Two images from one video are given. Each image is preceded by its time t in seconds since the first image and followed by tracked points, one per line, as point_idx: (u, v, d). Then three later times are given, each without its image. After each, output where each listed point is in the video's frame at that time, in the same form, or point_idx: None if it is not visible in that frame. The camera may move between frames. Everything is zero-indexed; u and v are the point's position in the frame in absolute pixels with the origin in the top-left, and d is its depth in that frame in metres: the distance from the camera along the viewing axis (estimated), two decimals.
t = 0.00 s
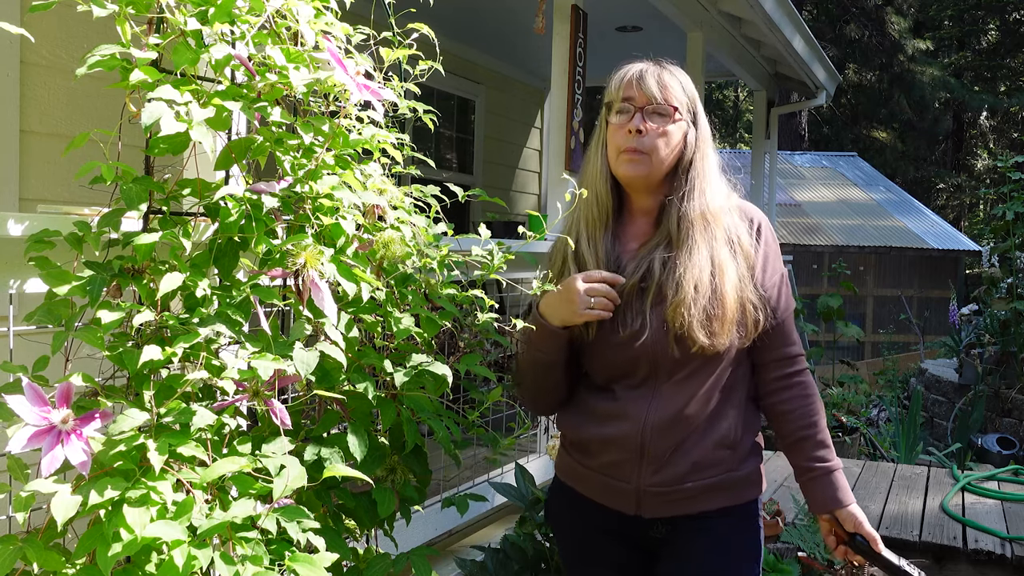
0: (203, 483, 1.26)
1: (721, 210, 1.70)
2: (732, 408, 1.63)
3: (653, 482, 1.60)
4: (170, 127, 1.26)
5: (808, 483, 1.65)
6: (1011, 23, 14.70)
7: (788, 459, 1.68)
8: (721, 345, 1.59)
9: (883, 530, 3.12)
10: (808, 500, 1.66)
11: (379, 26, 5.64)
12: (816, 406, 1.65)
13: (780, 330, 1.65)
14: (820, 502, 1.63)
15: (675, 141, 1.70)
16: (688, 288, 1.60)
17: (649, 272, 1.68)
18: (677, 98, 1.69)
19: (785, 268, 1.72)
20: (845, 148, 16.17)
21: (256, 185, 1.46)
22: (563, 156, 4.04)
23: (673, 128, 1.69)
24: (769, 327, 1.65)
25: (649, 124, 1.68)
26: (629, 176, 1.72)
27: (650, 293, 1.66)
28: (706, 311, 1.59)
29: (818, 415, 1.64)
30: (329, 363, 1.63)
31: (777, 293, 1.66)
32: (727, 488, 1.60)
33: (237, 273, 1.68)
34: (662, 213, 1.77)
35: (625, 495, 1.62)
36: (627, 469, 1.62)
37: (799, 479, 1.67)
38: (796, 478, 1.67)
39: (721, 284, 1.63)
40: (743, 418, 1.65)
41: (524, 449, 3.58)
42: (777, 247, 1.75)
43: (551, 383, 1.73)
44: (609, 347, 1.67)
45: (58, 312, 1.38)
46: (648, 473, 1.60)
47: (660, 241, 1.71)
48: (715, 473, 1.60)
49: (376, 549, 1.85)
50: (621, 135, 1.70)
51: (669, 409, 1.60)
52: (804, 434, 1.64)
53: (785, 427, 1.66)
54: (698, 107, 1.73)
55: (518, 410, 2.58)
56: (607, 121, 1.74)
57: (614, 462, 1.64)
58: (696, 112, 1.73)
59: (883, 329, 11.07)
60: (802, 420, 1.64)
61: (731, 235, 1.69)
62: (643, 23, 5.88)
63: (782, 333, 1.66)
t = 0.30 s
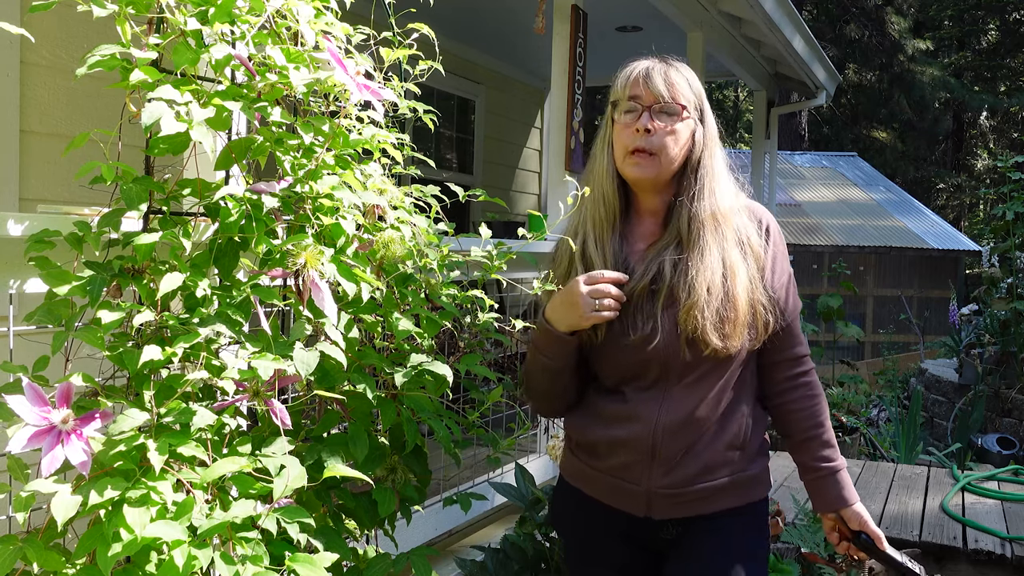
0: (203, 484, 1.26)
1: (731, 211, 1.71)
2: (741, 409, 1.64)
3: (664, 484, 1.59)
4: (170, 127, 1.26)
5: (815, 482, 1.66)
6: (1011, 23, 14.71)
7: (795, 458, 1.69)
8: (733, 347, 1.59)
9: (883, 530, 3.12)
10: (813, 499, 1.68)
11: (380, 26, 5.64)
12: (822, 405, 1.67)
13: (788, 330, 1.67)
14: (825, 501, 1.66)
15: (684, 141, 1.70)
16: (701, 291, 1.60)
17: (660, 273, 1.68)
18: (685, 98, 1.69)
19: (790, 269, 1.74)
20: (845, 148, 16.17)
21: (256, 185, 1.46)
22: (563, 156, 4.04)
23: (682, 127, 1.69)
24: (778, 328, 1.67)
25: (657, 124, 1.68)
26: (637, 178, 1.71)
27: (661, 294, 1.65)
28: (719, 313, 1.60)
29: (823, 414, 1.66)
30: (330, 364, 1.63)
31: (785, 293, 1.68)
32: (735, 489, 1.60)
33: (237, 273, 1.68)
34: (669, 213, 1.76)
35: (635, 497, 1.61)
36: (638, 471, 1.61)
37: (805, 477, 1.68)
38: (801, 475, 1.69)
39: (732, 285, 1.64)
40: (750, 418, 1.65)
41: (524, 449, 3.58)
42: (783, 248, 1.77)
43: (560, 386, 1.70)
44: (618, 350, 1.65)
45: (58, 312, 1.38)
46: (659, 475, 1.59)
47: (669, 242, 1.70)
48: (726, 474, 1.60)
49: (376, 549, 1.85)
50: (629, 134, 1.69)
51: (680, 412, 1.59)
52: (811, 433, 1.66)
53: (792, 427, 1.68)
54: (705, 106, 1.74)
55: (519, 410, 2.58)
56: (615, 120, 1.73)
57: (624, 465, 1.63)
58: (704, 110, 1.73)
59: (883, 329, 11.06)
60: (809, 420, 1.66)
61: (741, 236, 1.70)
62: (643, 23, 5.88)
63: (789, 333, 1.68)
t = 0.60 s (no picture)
0: (203, 483, 1.26)
1: (742, 214, 1.72)
2: (750, 410, 1.64)
3: (674, 487, 1.59)
4: (170, 127, 1.26)
5: (823, 482, 1.67)
6: (1011, 23, 14.73)
7: (802, 459, 1.70)
8: (746, 350, 1.60)
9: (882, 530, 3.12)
10: (821, 499, 1.68)
11: (380, 26, 5.64)
12: (829, 406, 1.68)
13: (798, 333, 1.68)
14: (833, 501, 1.66)
15: (697, 143, 1.70)
16: (716, 296, 1.60)
17: (672, 277, 1.67)
18: (697, 100, 1.69)
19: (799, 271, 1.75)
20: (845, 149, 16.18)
21: (256, 185, 1.47)
22: (563, 156, 4.04)
23: (695, 130, 1.70)
24: (789, 331, 1.67)
25: (669, 127, 1.68)
26: (649, 180, 1.71)
27: (672, 297, 1.65)
28: (733, 316, 1.60)
29: (831, 415, 1.67)
30: (329, 363, 1.63)
31: (795, 296, 1.69)
32: (744, 490, 1.61)
33: (237, 273, 1.68)
34: (679, 215, 1.76)
35: (645, 500, 1.61)
36: (648, 473, 1.61)
37: (813, 477, 1.69)
38: (809, 476, 1.70)
39: (745, 290, 1.64)
40: (759, 419, 1.66)
41: (524, 449, 3.58)
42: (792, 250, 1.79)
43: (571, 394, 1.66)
44: (630, 354, 1.63)
45: (58, 312, 1.38)
46: (669, 478, 1.59)
47: (681, 244, 1.70)
48: (736, 476, 1.60)
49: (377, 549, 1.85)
50: (642, 135, 1.70)
51: (691, 414, 1.59)
52: (819, 434, 1.66)
53: (800, 428, 1.68)
54: (716, 108, 1.74)
55: (519, 410, 2.58)
56: (627, 121, 1.73)
57: (635, 467, 1.62)
58: (715, 111, 1.74)
59: (883, 329, 11.05)
60: (816, 420, 1.67)
61: (751, 239, 1.71)
62: (644, 23, 5.88)
63: (799, 335, 1.68)
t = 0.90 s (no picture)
0: (203, 483, 1.26)
1: (746, 214, 1.72)
2: (754, 411, 1.64)
3: (678, 488, 1.59)
4: (169, 127, 1.26)
5: (826, 483, 1.67)
6: (1011, 24, 14.74)
7: (805, 460, 1.70)
8: (751, 351, 1.60)
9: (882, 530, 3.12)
10: (823, 500, 1.69)
11: (379, 26, 5.64)
12: (832, 406, 1.68)
13: (803, 333, 1.68)
14: (836, 502, 1.66)
15: (700, 144, 1.70)
16: (721, 297, 1.60)
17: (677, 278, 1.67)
18: (700, 100, 1.69)
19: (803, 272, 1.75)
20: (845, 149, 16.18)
21: (256, 185, 1.47)
22: (564, 156, 4.04)
23: (699, 130, 1.69)
24: (793, 331, 1.68)
25: (673, 128, 1.68)
26: (653, 181, 1.71)
27: (677, 298, 1.65)
28: (737, 318, 1.60)
29: (834, 416, 1.67)
30: (329, 363, 1.63)
31: (798, 296, 1.70)
32: (747, 491, 1.61)
33: (237, 273, 1.68)
34: (683, 216, 1.76)
35: (649, 501, 1.61)
36: (652, 475, 1.61)
37: (816, 479, 1.69)
38: (812, 477, 1.70)
39: (750, 291, 1.64)
40: (763, 420, 1.66)
41: (524, 449, 3.58)
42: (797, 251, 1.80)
43: (575, 396, 1.66)
44: (635, 356, 1.63)
45: (58, 312, 1.38)
46: (673, 479, 1.59)
47: (686, 245, 1.70)
48: (739, 477, 1.60)
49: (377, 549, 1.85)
50: (645, 136, 1.69)
51: (695, 415, 1.59)
52: (823, 435, 1.66)
53: (803, 429, 1.68)
54: (719, 107, 1.74)
55: (519, 410, 2.58)
56: (630, 121, 1.72)
57: (639, 469, 1.62)
58: (718, 111, 1.73)
59: (883, 329, 11.04)
60: (820, 421, 1.67)
61: (756, 239, 1.71)
62: (644, 23, 5.88)
63: (803, 336, 1.68)
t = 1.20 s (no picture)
0: (203, 483, 1.26)
1: (743, 214, 1.71)
2: (753, 410, 1.64)
3: (676, 486, 1.58)
4: (169, 127, 1.26)
5: (825, 484, 1.67)
6: (1011, 24, 14.75)
7: (804, 460, 1.70)
8: (748, 350, 1.60)
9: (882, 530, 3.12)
10: (822, 501, 1.69)
11: (379, 26, 5.64)
12: (831, 406, 1.68)
13: (801, 333, 1.68)
14: (834, 503, 1.66)
15: (696, 145, 1.70)
16: (717, 296, 1.60)
17: (674, 278, 1.67)
18: (696, 101, 1.69)
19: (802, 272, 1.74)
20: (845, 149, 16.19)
21: (256, 185, 1.46)
22: (563, 156, 4.04)
23: (694, 131, 1.69)
24: (791, 331, 1.67)
25: (668, 130, 1.68)
26: (650, 182, 1.71)
27: (675, 297, 1.65)
28: (734, 317, 1.60)
29: (833, 416, 1.67)
30: (329, 363, 1.63)
31: (797, 295, 1.69)
32: (745, 490, 1.61)
33: (237, 272, 1.68)
34: (681, 216, 1.76)
35: (647, 499, 1.61)
36: (650, 473, 1.61)
37: (814, 479, 1.69)
38: (810, 477, 1.70)
39: (747, 290, 1.64)
40: (762, 419, 1.65)
41: (524, 449, 3.58)
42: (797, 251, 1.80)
43: (573, 394, 1.66)
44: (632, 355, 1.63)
45: (58, 312, 1.38)
46: (671, 477, 1.59)
47: (683, 244, 1.70)
48: (737, 476, 1.60)
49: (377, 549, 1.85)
50: (641, 137, 1.70)
51: (693, 414, 1.59)
52: (822, 436, 1.66)
53: (803, 429, 1.68)
54: (716, 107, 1.74)
55: (519, 410, 2.58)
56: (626, 123, 1.73)
57: (637, 466, 1.62)
58: (715, 111, 1.73)
59: (883, 329, 11.04)
60: (819, 422, 1.66)
61: (753, 238, 1.70)
62: (644, 23, 5.88)
63: (802, 336, 1.68)
